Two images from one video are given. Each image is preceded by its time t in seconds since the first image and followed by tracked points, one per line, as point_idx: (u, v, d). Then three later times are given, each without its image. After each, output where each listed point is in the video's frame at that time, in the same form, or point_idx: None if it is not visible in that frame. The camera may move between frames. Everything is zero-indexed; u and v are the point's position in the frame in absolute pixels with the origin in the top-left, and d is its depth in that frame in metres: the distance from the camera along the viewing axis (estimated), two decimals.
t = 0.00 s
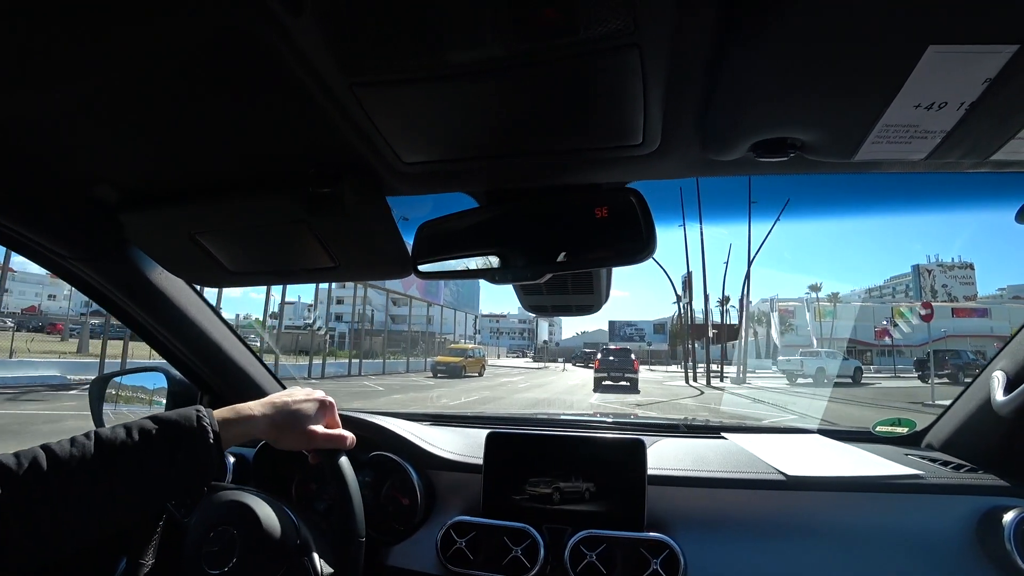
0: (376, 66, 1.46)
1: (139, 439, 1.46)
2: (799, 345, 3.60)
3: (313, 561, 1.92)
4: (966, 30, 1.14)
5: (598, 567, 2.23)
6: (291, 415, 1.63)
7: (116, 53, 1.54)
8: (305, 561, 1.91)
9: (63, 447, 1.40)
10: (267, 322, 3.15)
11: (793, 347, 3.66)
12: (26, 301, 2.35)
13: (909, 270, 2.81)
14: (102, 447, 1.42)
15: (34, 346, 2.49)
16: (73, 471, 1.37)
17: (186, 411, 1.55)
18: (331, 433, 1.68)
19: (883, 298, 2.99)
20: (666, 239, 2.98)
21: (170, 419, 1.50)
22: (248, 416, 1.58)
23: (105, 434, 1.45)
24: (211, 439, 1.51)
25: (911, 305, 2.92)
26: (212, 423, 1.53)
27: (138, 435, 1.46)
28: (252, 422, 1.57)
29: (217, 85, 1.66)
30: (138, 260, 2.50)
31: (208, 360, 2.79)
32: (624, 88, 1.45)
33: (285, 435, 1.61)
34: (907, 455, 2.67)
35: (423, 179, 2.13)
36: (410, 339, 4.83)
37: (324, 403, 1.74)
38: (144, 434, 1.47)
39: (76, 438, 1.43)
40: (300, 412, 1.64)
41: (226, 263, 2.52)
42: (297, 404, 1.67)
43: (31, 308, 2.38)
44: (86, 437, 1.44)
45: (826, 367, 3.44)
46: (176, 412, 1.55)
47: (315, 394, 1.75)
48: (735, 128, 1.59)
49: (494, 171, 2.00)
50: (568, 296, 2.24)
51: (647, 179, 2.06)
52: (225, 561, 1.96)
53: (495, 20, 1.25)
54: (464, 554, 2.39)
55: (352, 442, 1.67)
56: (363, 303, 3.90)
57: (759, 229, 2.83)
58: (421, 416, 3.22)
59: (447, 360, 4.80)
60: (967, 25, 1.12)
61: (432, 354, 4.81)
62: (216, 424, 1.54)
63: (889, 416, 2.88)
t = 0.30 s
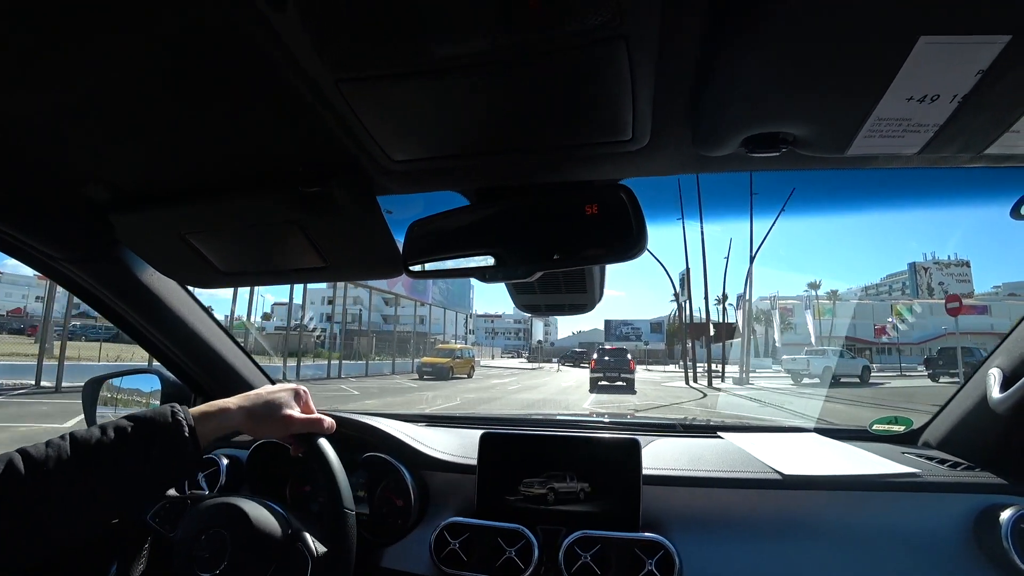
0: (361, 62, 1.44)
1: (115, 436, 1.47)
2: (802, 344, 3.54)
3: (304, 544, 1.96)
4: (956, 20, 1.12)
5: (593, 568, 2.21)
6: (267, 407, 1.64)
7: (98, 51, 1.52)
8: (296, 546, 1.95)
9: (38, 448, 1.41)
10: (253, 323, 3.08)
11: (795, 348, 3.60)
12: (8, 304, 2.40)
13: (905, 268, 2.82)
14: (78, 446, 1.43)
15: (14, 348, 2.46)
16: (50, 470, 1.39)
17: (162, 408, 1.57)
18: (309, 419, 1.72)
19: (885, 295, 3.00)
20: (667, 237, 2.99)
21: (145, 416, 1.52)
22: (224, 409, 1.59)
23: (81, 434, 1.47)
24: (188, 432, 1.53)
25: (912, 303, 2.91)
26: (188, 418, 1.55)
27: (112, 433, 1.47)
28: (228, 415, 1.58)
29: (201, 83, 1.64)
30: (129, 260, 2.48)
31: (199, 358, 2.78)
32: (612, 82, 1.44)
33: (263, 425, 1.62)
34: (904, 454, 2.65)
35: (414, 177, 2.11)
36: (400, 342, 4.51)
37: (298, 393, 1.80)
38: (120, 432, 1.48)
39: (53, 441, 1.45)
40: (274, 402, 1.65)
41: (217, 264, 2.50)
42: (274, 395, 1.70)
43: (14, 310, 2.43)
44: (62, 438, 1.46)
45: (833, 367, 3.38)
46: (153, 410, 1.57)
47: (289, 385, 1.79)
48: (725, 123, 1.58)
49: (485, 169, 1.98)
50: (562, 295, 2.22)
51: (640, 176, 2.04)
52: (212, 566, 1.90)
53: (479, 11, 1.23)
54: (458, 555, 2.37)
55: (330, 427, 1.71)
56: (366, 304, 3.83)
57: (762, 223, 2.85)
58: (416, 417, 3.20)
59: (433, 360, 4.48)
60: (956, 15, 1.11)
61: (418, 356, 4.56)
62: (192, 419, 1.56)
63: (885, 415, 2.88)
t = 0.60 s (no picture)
0: (348, 56, 1.40)
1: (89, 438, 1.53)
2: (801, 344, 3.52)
3: (294, 536, 1.87)
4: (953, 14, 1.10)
5: (585, 570, 2.19)
6: (245, 407, 1.69)
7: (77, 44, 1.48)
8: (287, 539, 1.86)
9: (9, 449, 1.45)
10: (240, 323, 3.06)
11: (793, 346, 3.58)
12: None
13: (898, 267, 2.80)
14: (51, 447, 1.49)
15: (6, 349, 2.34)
16: (24, 472, 1.44)
17: (136, 409, 1.63)
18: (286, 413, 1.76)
19: (881, 296, 2.94)
20: (664, 235, 2.94)
21: (120, 418, 1.58)
22: (202, 410, 1.65)
23: (53, 435, 1.52)
24: (163, 435, 1.60)
25: (908, 302, 2.86)
26: (162, 420, 1.61)
27: (86, 435, 1.54)
28: (205, 417, 1.64)
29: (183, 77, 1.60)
30: (113, 259, 2.41)
31: (184, 358, 2.72)
32: (604, 77, 1.41)
33: (238, 424, 1.66)
34: (896, 453, 2.65)
35: (403, 174, 2.08)
36: (384, 340, 4.34)
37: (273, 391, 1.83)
38: (93, 434, 1.54)
39: (23, 441, 1.50)
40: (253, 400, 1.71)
41: (203, 263, 2.45)
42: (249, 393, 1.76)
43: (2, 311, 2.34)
44: (33, 439, 1.50)
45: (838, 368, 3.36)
46: (126, 411, 1.64)
47: (264, 383, 1.84)
48: (718, 120, 1.56)
49: (475, 166, 1.95)
50: (553, 294, 2.19)
51: (633, 174, 2.02)
52: (202, 570, 1.87)
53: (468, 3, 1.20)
54: (449, 558, 2.34)
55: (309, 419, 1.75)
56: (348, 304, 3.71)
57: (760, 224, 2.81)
58: (407, 417, 3.17)
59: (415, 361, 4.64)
60: (953, 9, 1.09)
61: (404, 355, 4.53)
62: (167, 421, 1.62)
63: (878, 414, 2.86)
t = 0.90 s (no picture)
0: (333, 70, 1.46)
1: (85, 430, 1.57)
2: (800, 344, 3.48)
3: (287, 523, 2.00)
4: (907, 34, 1.15)
5: (570, 565, 2.24)
6: (234, 400, 1.73)
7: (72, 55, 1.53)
8: (280, 526, 1.98)
9: (5, 442, 1.48)
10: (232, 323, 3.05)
11: (797, 347, 3.50)
12: None
13: (897, 266, 2.86)
14: (47, 440, 1.53)
15: None
16: (21, 463, 1.49)
17: (130, 403, 1.66)
18: (274, 407, 1.80)
19: (880, 294, 2.96)
20: (666, 236, 2.96)
21: (114, 411, 1.62)
22: (193, 405, 1.70)
23: (49, 427, 1.55)
24: (156, 428, 1.64)
25: (908, 299, 2.89)
26: (155, 414, 1.65)
27: (82, 427, 1.57)
28: (196, 411, 1.69)
29: (176, 87, 1.66)
30: (112, 261, 2.46)
31: (182, 357, 2.77)
32: (580, 90, 1.46)
33: (229, 419, 1.71)
34: (878, 452, 2.70)
35: (392, 179, 2.13)
36: (370, 339, 4.11)
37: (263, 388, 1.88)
38: (88, 426, 1.58)
39: (19, 432, 1.53)
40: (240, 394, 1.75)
41: (199, 264, 2.49)
42: (238, 389, 1.80)
43: None
44: (30, 432, 1.54)
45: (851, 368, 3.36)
46: (121, 404, 1.67)
47: (253, 381, 1.86)
48: (694, 130, 1.60)
49: (462, 172, 1.99)
50: (541, 296, 2.24)
51: (616, 180, 2.06)
52: (197, 565, 1.90)
53: (445, 21, 1.25)
54: (439, 553, 2.39)
55: (295, 413, 1.79)
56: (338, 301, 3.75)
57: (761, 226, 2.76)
58: (401, 416, 3.22)
59: (401, 360, 4.11)
60: (907, 30, 1.14)
61: (387, 355, 4.16)
62: (160, 415, 1.66)
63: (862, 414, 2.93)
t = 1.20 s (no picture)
0: (268, 66, 1.40)
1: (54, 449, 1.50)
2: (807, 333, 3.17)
3: (265, 536, 1.83)
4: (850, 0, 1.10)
5: (555, 569, 2.18)
6: (208, 411, 1.70)
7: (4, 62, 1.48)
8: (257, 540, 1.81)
9: None
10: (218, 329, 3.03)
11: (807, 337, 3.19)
12: None
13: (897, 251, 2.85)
14: (14, 460, 1.47)
15: None
16: None
17: (103, 418, 1.59)
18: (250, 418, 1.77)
19: (882, 279, 2.94)
20: (663, 224, 2.84)
21: (85, 428, 1.55)
22: (167, 419, 1.64)
23: (17, 446, 1.50)
24: (128, 443, 1.55)
25: (913, 285, 2.82)
26: (127, 428, 1.57)
27: (51, 446, 1.51)
28: (169, 425, 1.63)
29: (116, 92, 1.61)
30: (83, 276, 2.40)
31: (162, 372, 2.70)
32: (525, 75, 1.40)
33: (203, 430, 1.67)
34: (872, 441, 2.63)
35: (353, 180, 2.07)
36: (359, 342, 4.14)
37: (239, 399, 1.84)
38: (58, 444, 1.51)
39: None
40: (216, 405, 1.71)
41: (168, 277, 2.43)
42: (214, 401, 1.75)
43: None
44: None
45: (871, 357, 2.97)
46: (94, 419, 1.59)
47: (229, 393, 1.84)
48: (651, 115, 1.55)
49: (422, 170, 1.93)
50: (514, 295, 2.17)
51: (582, 172, 2.00)
52: None
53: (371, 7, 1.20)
54: (422, 561, 2.33)
55: (273, 424, 1.76)
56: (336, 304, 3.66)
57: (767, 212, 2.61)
58: (388, 422, 3.17)
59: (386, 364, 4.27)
60: None
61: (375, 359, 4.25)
62: (134, 429, 1.58)
63: (856, 402, 2.83)
